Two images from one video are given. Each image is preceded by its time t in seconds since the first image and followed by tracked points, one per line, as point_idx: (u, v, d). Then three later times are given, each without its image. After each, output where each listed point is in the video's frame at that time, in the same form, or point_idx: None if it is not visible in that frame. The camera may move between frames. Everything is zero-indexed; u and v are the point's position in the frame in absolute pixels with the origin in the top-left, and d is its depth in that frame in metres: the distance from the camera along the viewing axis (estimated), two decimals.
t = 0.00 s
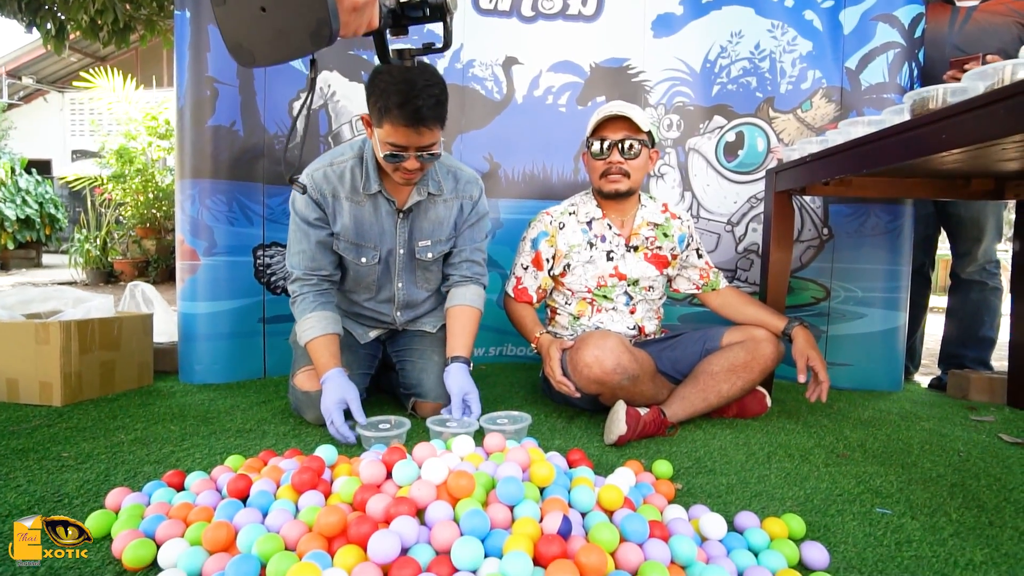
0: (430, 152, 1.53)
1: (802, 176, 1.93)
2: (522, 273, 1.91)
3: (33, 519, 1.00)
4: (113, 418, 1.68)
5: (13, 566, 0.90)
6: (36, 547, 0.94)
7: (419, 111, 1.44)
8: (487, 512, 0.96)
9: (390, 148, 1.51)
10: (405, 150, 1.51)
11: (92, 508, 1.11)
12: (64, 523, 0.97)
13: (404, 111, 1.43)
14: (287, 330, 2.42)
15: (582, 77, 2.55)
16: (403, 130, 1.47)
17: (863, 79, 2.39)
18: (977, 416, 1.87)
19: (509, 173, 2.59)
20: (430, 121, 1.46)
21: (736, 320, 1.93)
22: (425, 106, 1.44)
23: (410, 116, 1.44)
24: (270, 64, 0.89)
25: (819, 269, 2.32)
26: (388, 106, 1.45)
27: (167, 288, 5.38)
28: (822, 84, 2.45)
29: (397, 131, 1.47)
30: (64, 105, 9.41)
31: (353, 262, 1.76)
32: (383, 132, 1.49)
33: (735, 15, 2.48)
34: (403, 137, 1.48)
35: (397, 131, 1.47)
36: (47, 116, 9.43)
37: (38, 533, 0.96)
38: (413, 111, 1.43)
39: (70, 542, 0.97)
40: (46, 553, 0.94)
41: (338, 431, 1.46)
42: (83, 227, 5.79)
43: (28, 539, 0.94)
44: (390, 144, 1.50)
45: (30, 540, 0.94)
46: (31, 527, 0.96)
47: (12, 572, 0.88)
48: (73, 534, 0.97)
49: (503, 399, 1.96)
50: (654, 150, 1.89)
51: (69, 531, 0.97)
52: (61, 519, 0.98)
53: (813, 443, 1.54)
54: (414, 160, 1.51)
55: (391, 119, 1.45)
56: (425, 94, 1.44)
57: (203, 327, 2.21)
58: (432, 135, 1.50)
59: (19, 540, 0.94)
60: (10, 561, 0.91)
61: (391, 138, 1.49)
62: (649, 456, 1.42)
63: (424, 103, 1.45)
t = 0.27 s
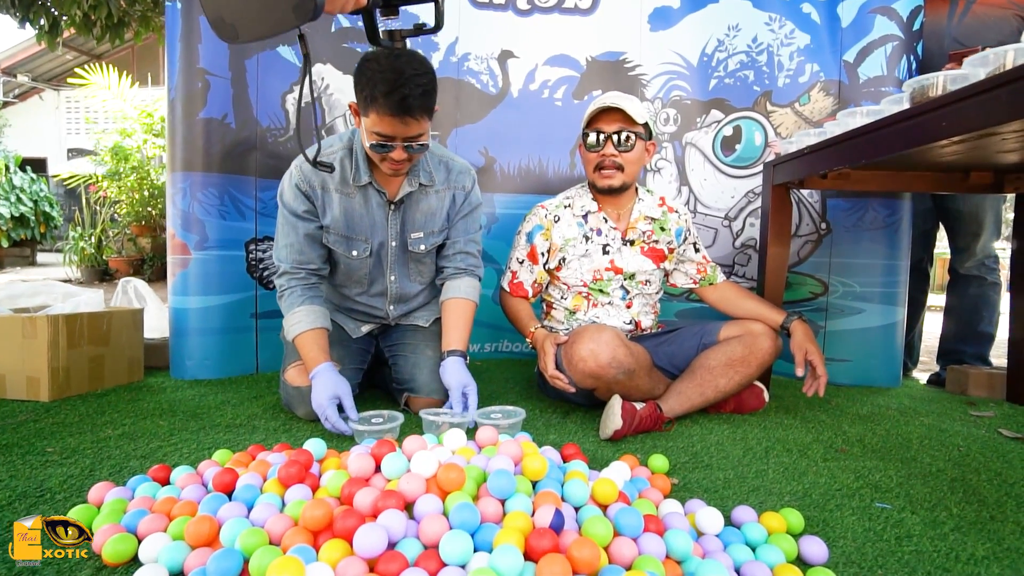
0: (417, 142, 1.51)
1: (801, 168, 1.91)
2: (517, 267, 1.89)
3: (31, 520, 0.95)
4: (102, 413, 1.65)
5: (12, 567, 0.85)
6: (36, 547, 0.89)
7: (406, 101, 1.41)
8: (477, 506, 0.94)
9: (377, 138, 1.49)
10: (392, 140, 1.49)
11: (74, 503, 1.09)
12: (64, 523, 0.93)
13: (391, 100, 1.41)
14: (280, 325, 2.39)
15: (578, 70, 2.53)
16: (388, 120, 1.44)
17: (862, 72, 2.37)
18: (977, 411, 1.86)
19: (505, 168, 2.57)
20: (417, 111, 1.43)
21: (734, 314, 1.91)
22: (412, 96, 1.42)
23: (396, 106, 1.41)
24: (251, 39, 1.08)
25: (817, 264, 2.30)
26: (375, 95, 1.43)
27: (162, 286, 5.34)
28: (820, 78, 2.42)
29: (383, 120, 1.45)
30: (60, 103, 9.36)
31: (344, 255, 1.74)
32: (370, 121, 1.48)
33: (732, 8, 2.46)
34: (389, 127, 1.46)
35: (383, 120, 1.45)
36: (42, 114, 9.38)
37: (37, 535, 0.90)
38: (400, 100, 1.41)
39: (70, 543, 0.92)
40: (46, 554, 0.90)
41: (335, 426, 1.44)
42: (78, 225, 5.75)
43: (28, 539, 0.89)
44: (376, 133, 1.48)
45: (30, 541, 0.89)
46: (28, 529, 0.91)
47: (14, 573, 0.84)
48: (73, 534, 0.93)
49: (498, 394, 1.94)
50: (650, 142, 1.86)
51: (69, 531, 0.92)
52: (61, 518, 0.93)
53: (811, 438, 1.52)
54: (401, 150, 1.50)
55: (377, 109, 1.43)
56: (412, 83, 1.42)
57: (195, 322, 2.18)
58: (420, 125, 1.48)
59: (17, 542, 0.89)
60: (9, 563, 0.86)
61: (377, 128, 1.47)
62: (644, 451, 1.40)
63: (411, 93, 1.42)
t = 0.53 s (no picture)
0: (407, 150, 1.49)
1: (800, 174, 1.89)
2: (513, 275, 1.87)
3: (33, 519, 0.96)
4: (91, 423, 1.62)
5: (11, 565, 0.87)
6: (36, 547, 0.90)
7: (396, 106, 1.40)
8: (471, 520, 0.91)
9: (367, 144, 1.48)
10: (382, 147, 1.48)
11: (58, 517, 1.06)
12: (64, 522, 0.92)
13: (382, 105, 1.39)
14: (274, 333, 2.36)
15: (575, 76, 2.52)
16: (378, 126, 1.43)
17: (859, 78, 2.35)
18: (979, 420, 1.83)
19: (502, 174, 2.55)
20: (407, 117, 1.42)
21: (733, 322, 1.89)
22: (402, 101, 1.40)
23: (386, 111, 1.40)
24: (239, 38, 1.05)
25: (816, 271, 2.28)
26: (364, 101, 1.41)
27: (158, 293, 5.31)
28: (817, 83, 2.42)
29: (373, 127, 1.44)
30: (58, 110, 9.35)
31: (336, 262, 1.72)
32: (360, 128, 1.47)
33: (729, 14, 2.45)
34: (380, 133, 1.45)
35: (373, 126, 1.43)
36: (40, 121, 9.36)
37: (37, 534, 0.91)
38: (390, 106, 1.39)
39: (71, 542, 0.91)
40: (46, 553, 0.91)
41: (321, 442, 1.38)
42: (74, 231, 5.73)
43: (28, 539, 0.90)
44: (366, 140, 1.47)
45: (29, 541, 0.90)
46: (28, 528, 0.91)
47: (12, 573, 0.86)
48: (73, 533, 0.92)
49: (494, 403, 1.91)
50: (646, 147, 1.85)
51: (69, 530, 0.92)
52: (61, 518, 0.93)
53: (812, 448, 1.50)
54: (391, 157, 1.48)
55: (367, 115, 1.42)
56: (401, 90, 1.40)
57: (188, 330, 2.15)
58: (410, 131, 1.47)
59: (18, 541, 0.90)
60: (9, 563, 0.88)
61: (366, 134, 1.46)
62: (643, 461, 1.38)
63: (401, 99, 1.40)
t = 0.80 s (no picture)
0: (415, 154, 1.47)
1: (810, 181, 1.86)
2: (519, 283, 1.84)
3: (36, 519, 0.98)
4: (90, 433, 1.59)
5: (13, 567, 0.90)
6: (36, 547, 0.91)
7: (401, 111, 1.37)
8: (481, 538, 0.88)
9: (372, 150, 1.45)
10: (388, 152, 1.45)
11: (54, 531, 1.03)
12: (64, 522, 0.92)
13: (386, 110, 1.37)
14: (276, 341, 2.33)
15: (580, 83, 2.50)
16: (384, 132, 1.41)
17: (868, 84, 2.32)
18: (995, 432, 1.80)
19: (507, 181, 2.53)
20: (413, 121, 1.40)
21: (743, 331, 1.85)
22: (408, 106, 1.38)
23: (392, 116, 1.37)
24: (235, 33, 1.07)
25: (826, 279, 2.26)
26: (369, 106, 1.39)
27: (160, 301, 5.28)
28: (825, 90, 2.40)
29: (378, 133, 1.41)
30: (63, 118, 9.38)
31: (341, 270, 1.70)
32: (364, 134, 1.44)
33: (736, 21, 2.44)
34: (385, 138, 1.42)
35: (379, 132, 1.40)
36: (45, 129, 9.39)
37: (37, 535, 0.92)
38: (395, 111, 1.37)
39: (70, 543, 0.91)
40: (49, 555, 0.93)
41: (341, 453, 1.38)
42: (77, 239, 5.72)
43: (29, 538, 0.92)
44: (371, 145, 1.44)
45: (31, 541, 0.92)
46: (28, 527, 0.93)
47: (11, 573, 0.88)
48: (72, 534, 0.92)
49: (500, 414, 1.88)
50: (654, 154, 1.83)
51: (69, 531, 0.91)
52: (60, 518, 0.93)
53: (826, 461, 1.46)
54: (397, 163, 1.46)
55: (371, 121, 1.40)
56: (405, 95, 1.38)
57: (190, 338, 2.13)
58: (416, 136, 1.44)
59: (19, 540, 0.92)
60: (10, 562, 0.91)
61: (372, 139, 1.43)
62: (654, 474, 1.34)
63: (406, 105, 1.38)
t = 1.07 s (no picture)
0: (418, 151, 1.43)
1: (821, 181, 1.81)
2: (523, 285, 1.79)
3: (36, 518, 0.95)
4: (82, 438, 1.54)
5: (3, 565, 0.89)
6: (37, 547, 0.87)
7: (404, 106, 1.34)
8: (487, 550, 0.83)
9: (374, 147, 1.41)
10: (390, 149, 1.41)
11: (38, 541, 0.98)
12: (65, 522, 0.90)
13: (389, 105, 1.33)
14: (275, 345, 2.29)
15: (585, 84, 2.46)
16: (386, 128, 1.36)
17: (878, 84, 2.29)
18: (1016, 438, 1.74)
19: (510, 183, 2.49)
20: (417, 117, 1.36)
21: (753, 334, 1.80)
22: (411, 101, 1.34)
23: (395, 112, 1.34)
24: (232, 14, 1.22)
25: (837, 282, 2.21)
26: (371, 101, 1.35)
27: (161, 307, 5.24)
28: (834, 90, 2.36)
29: (381, 128, 1.37)
30: (66, 124, 9.38)
31: (341, 270, 1.66)
32: (365, 129, 1.39)
33: (743, 21, 2.40)
34: (388, 134, 1.38)
35: (381, 129, 1.36)
36: (48, 135, 9.39)
37: (38, 535, 0.88)
38: (398, 106, 1.33)
39: (71, 543, 0.89)
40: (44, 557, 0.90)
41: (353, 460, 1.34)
42: (79, 244, 5.69)
43: (28, 539, 0.87)
44: (373, 142, 1.40)
45: (30, 541, 0.87)
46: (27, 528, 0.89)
47: None
48: (73, 534, 0.90)
49: (504, 420, 1.83)
50: (654, 152, 1.77)
51: (69, 531, 0.89)
52: (61, 518, 0.91)
53: (843, 468, 1.41)
54: (400, 160, 1.42)
55: (373, 116, 1.35)
56: (408, 89, 1.34)
57: (187, 341, 2.08)
58: (420, 131, 1.40)
59: (18, 540, 0.87)
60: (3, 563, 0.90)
61: (374, 136, 1.39)
62: (666, 482, 1.29)
63: (410, 99, 1.34)
